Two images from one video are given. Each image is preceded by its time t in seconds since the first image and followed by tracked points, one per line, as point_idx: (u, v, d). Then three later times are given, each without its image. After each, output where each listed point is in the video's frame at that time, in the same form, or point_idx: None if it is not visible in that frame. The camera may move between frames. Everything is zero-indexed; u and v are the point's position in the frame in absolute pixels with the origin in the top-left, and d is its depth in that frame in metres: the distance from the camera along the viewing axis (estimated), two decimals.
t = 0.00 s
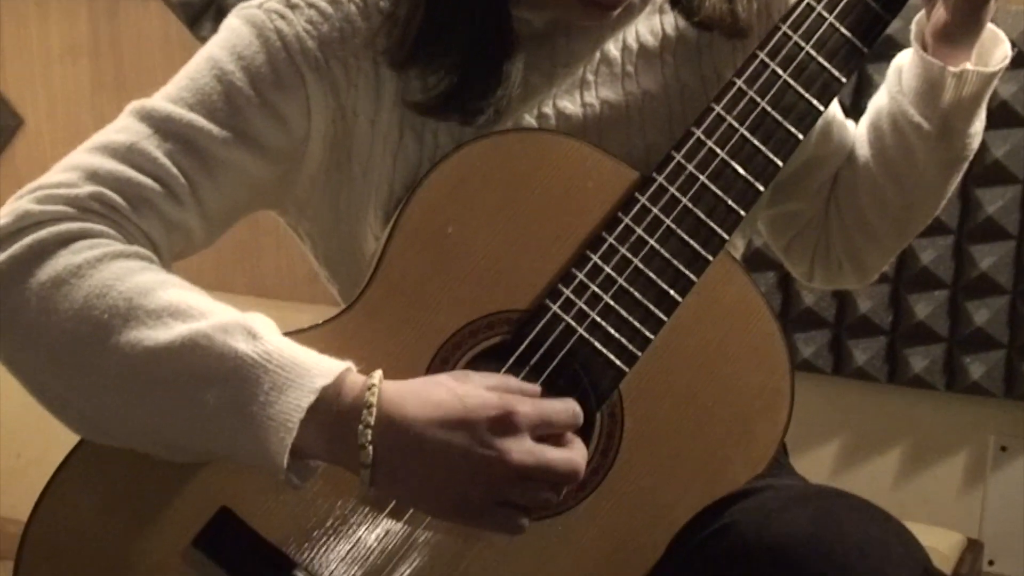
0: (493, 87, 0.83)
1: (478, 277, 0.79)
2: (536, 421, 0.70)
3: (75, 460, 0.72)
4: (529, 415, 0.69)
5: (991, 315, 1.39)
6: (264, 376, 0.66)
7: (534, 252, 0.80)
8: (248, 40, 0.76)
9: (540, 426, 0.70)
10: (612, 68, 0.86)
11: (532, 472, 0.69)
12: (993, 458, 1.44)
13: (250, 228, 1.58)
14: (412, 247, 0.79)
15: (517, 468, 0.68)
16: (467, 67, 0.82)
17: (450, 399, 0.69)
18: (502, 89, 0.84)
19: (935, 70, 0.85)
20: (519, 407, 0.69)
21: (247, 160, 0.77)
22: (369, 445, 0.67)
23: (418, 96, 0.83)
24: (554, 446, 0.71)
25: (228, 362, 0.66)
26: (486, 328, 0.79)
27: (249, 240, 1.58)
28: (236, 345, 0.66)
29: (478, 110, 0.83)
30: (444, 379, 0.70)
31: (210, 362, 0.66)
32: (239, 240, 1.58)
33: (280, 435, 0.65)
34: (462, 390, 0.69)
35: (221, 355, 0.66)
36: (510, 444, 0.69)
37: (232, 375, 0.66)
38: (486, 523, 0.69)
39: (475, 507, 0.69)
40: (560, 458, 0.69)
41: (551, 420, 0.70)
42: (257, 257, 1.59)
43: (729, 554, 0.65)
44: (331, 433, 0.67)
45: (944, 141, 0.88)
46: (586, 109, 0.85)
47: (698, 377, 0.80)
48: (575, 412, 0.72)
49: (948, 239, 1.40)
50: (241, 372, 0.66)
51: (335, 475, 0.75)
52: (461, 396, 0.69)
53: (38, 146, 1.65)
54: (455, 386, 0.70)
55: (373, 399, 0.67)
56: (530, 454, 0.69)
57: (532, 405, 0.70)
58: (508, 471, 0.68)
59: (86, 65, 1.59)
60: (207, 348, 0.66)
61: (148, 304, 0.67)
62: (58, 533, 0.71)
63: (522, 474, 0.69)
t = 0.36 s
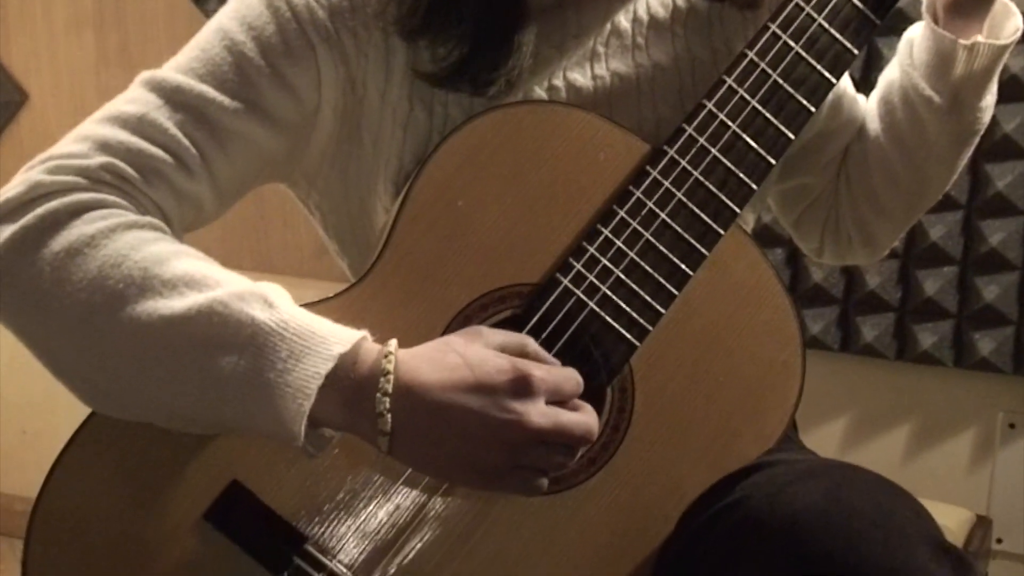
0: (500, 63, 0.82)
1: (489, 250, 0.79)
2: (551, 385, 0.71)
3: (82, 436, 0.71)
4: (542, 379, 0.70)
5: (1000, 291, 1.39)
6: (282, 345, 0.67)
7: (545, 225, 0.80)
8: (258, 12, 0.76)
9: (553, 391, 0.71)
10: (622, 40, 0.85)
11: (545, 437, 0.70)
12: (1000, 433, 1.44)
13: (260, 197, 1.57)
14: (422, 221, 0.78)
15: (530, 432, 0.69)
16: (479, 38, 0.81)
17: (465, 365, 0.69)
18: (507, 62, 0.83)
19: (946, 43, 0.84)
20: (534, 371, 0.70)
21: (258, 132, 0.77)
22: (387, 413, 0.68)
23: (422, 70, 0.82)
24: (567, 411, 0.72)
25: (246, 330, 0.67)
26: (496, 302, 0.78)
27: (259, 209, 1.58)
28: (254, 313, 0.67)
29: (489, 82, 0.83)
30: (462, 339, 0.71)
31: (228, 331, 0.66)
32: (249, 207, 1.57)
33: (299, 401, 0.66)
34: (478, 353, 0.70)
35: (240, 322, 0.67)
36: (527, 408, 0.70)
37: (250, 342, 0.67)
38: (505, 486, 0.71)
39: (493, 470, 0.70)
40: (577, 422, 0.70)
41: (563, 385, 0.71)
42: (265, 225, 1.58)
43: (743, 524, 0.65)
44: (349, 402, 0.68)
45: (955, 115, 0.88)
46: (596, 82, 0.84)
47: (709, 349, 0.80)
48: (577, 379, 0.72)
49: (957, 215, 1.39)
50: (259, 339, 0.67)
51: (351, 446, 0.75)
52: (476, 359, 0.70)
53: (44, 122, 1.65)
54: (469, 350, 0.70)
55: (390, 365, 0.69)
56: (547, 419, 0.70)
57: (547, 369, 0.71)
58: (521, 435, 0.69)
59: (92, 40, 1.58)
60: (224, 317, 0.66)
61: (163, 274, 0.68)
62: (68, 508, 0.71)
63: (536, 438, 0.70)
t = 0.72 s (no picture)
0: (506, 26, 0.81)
1: (500, 223, 0.79)
2: (564, 372, 0.70)
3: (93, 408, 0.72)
4: (556, 368, 0.70)
5: (1010, 268, 1.38)
6: (293, 319, 0.66)
7: (556, 198, 0.79)
8: None
9: (569, 378, 0.70)
10: (634, 12, 0.84)
11: (556, 426, 0.69)
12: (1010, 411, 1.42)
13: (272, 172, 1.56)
14: (434, 193, 0.78)
15: (540, 420, 0.69)
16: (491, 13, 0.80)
17: (477, 345, 0.69)
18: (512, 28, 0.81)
19: (960, 17, 0.84)
20: (548, 359, 0.70)
21: (269, 103, 0.77)
22: (398, 392, 0.68)
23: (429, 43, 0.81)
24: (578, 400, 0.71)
25: (257, 304, 0.66)
26: (506, 275, 0.78)
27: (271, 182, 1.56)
28: (266, 288, 0.67)
29: (502, 55, 0.82)
30: (477, 316, 0.71)
31: (239, 304, 0.66)
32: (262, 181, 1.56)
33: (310, 378, 0.66)
34: (492, 336, 0.70)
35: (251, 297, 0.66)
36: (538, 395, 0.69)
37: (261, 317, 0.66)
38: (511, 466, 0.71)
39: (500, 451, 0.70)
40: (586, 413, 0.70)
41: (578, 373, 0.70)
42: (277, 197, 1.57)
43: (759, 492, 0.66)
44: (358, 377, 0.68)
45: (968, 90, 0.87)
46: (608, 54, 0.84)
47: (720, 323, 0.80)
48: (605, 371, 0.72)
49: (966, 192, 1.40)
50: (271, 313, 0.66)
51: (360, 421, 0.74)
52: (489, 342, 0.69)
53: (52, 98, 1.64)
54: (482, 328, 0.70)
55: (402, 346, 0.69)
56: (557, 408, 0.69)
57: (562, 356, 0.71)
58: (532, 422, 0.69)
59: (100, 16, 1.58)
60: (236, 291, 0.66)
61: (174, 246, 0.67)
62: (81, 478, 0.71)
63: (546, 425, 0.69)
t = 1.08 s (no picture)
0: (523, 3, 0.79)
1: (510, 197, 0.78)
2: (574, 354, 0.69)
3: (102, 379, 0.72)
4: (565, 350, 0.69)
5: (1018, 246, 1.38)
6: (301, 294, 0.66)
7: (566, 171, 0.79)
8: None
9: (577, 357, 0.69)
10: None
11: (562, 406, 0.69)
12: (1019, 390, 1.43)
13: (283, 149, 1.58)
14: (444, 166, 0.78)
15: (546, 400, 0.69)
16: None
17: (490, 323, 0.69)
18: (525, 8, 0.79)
19: None
20: (557, 339, 0.69)
21: (278, 74, 0.77)
22: (405, 366, 0.68)
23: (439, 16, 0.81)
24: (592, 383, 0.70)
25: (265, 277, 0.66)
26: (515, 249, 0.78)
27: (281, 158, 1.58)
28: (274, 261, 0.66)
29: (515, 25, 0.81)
30: (489, 293, 0.71)
31: (247, 276, 0.66)
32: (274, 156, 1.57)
33: (317, 351, 0.65)
34: (503, 313, 0.69)
35: (260, 270, 0.66)
36: (546, 375, 0.69)
37: (269, 291, 0.66)
38: (516, 448, 0.70)
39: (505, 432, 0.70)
40: (595, 396, 0.69)
41: (589, 355, 0.69)
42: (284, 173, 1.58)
43: (771, 466, 0.65)
44: (367, 350, 0.68)
45: (979, 66, 0.87)
46: (618, 27, 0.84)
47: (732, 296, 0.80)
48: (621, 352, 0.70)
49: (975, 169, 1.39)
50: (279, 287, 0.66)
51: (366, 396, 0.74)
52: (499, 319, 0.69)
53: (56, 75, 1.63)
54: (494, 305, 0.70)
55: (411, 319, 0.68)
56: (564, 389, 0.69)
57: (572, 337, 0.70)
58: (538, 402, 0.69)
59: None
60: (244, 264, 0.66)
61: (182, 218, 0.67)
62: (90, 450, 0.70)
63: (552, 406, 0.69)
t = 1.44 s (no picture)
0: None
1: (515, 171, 0.78)
2: (580, 331, 0.70)
3: (103, 354, 0.71)
4: (572, 328, 0.70)
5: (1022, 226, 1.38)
6: (307, 266, 0.66)
7: (572, 146, 0.79)
8: None
9: (583, 336, 0.70)
10: None
11: (569, 381, 0.69)
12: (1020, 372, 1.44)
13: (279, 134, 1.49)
14: (449, 140, 0.77)
15: (553, 374, 0.69)
16: None
17: (496, 299, 0.69)
18: None
19: None
20: (564, 316, 0.70)
21: (282, 47, 0.76)
22: (412, 340, 0.68)
23: None
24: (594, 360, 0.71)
25: (271, 249, 0.65)
26: (522, 223, 0.77)
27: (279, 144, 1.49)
28: (281, 233, 0.66)
29: None
30: (495, 269, 0.71)
31: (253, 248, 0.65)
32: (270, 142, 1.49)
33: (324, 324, 0.65)
34: (510, 288, 0.70)
35: (266, 242, 0.65)
36: (553, 351, 0.69)
37: (275, 263, 0.65)
38: (519, 422, 0.71)
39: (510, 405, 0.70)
40: (600, 373, 0.70)
41: (592, 336, 0.70)
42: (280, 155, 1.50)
43: (778, 441, 0.65)
44: (374, 322, 0.67)
45: (976, 44, 0.86)
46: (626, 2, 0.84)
47: (739, 271, 0.79)
48: (611, 335, 0.71)
49: (980, 149, 1.38)
50: (284, 259, 0.65)
51: (369, 370, 0.74)
52: (507, 293, 0.69)
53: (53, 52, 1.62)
54: (501, 282, 0.70)
55: (419, 294, 0.68)
56: (571, 364, 0.69)
57: (576, 314, 0.71)
58: (546, 376, 0.69)
59: None
60: (250, 235, 0.65)
61: (188, 190, 0.66)
62: (94, 425, 0.70)
63: (558, 381, 0.70)
